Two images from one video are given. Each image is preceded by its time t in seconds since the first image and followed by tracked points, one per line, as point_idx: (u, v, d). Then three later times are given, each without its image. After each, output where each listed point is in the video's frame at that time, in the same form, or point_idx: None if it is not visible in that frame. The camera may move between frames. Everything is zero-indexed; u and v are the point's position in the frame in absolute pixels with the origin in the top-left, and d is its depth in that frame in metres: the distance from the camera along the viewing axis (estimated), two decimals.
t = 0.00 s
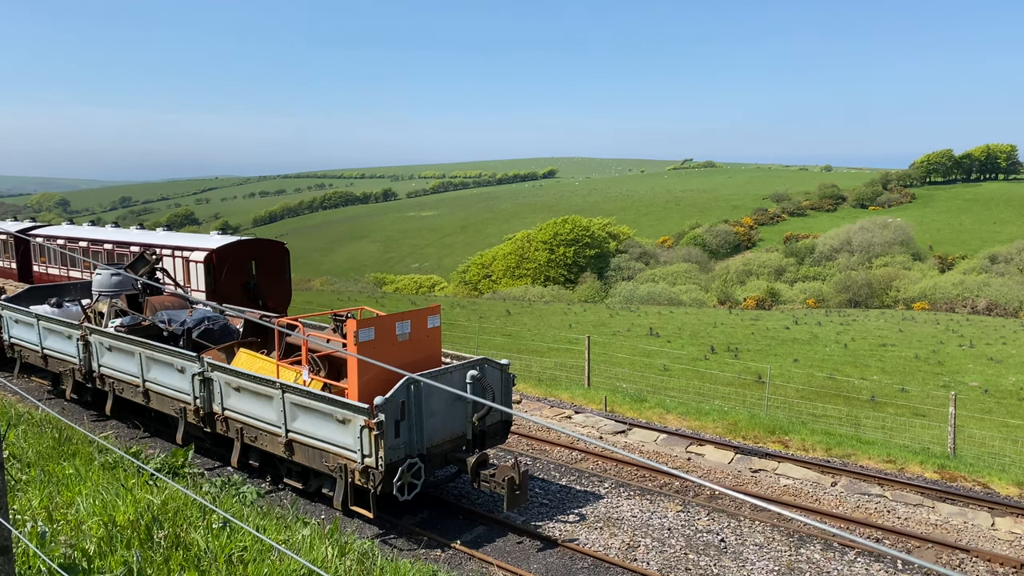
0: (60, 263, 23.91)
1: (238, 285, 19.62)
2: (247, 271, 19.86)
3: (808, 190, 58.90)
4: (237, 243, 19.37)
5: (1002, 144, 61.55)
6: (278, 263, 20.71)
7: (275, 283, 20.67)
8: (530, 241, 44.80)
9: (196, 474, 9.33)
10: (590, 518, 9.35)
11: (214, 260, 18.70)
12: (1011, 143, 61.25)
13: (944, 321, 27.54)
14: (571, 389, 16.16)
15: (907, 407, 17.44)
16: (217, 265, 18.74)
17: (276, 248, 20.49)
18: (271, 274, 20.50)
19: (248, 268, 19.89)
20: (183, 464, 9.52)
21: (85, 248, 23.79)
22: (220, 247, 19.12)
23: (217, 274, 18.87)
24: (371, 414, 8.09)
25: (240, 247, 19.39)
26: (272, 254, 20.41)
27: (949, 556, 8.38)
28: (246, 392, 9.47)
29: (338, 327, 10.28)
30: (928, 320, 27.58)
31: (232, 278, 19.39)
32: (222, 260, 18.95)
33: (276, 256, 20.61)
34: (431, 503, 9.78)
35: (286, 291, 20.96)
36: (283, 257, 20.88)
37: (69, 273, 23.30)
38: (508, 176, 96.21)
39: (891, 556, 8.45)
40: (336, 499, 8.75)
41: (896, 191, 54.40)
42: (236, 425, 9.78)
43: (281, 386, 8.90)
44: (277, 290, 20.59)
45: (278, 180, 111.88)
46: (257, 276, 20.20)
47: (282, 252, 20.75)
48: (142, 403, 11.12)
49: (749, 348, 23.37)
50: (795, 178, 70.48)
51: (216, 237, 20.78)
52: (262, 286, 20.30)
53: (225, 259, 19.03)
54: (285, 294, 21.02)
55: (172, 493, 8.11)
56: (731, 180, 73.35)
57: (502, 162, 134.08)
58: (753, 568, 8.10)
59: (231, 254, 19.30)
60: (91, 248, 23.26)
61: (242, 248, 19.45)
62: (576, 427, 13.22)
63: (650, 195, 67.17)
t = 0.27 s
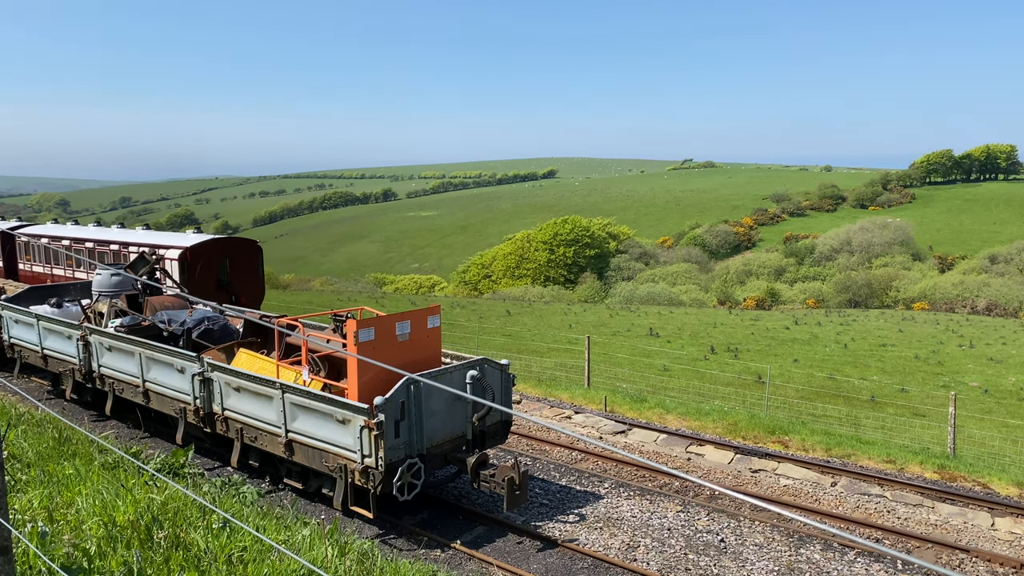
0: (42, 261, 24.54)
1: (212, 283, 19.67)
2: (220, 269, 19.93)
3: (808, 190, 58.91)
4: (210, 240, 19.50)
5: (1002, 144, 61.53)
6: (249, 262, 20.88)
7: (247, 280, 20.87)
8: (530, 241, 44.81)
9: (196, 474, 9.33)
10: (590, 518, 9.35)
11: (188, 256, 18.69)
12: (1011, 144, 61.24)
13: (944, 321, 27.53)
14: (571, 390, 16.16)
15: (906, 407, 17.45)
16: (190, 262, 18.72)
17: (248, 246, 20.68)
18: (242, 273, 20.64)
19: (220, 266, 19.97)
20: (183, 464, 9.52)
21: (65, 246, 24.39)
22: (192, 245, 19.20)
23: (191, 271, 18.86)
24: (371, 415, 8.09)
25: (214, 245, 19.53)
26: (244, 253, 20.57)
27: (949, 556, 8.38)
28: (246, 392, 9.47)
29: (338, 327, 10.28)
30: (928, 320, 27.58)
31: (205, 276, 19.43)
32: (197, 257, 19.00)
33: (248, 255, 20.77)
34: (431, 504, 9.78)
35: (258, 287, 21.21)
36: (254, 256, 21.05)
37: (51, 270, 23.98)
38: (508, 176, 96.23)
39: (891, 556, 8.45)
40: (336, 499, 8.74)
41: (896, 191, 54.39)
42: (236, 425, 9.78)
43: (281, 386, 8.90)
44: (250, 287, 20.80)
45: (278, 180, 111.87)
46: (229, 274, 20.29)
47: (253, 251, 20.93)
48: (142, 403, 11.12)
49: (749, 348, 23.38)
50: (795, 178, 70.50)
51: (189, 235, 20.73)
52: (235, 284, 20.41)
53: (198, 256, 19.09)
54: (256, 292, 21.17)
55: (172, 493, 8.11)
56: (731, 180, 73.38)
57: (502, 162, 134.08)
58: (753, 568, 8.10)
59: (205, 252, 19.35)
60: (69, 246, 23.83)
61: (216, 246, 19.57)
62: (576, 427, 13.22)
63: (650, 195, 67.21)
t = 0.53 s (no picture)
0: (27, 259, 25.19)
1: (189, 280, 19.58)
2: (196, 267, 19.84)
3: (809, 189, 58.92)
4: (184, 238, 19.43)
5: (1002, 144, 61.51)
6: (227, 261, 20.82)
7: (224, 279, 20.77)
8: (530, 241, 44.81)
9: (196, 475, 9.32)
10: (590, 518, 9.35)
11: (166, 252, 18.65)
12: (1011, 144, 61.23)
13: (944, 321, 27.52)
14: (571, 390, 16.16)
15: (906, 407, 17.45)
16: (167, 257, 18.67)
17: (224, 245, 20.65)
18: (219, 271, 20.55)
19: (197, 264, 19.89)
20: (183, 464, 9.51)
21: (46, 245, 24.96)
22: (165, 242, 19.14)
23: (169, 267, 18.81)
24: (371, 415, 8.08)
25: (190, 243, 19.48)
26: (221, 252, 20.51)
27: (949, 557, 8.37)
28: (246, 392, 9.46)
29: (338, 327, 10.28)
30: (928, 320, 27.59)
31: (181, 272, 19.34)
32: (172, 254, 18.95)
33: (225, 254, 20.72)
34: (431, 504, 9.78)
35: (234, 285, 21.00)
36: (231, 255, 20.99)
37: (36, 267, 24.61)
38: (508, 176, 96.23)
39: (891, 557, 8.44)
40: (336, 499, 8.74)
41: (896, 192, 54.39)
42: (236, 425, 9.78)
43: (280, 386, 8.90)
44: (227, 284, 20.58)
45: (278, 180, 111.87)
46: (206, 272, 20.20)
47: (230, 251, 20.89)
48: (142, 404, 11.12)
49: (749, 348, 23.38)
50: (794, 178, 70.50)
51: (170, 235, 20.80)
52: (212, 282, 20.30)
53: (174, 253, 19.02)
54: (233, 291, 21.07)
55: (172, 493, 8.10)
56: (731, 180, 73.38)
57: (502, 162, 134.08)
58: (753, 568, 8.10)
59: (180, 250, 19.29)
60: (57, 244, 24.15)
61: (192, 243, 19.48)
62: (576, 427, 13.22)
63: (650, 195, 67.22)
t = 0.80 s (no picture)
0: (15, 257, 25.81)
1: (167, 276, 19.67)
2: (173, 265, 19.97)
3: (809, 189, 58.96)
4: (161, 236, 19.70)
5: (1002, 143, 61.49)
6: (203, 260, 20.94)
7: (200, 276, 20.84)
8: (529, 241, 44.82)
9: (196, 475, 9.32)
10: (590, 518, 9.35)
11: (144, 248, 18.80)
12: (1011, 144, 61.22)
13: (944, 321, 27.53)
14: (571, 390, 16.17)
15: (906, 407, 17.45)
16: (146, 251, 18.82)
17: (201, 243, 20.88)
18: (195, 268, 20.64)
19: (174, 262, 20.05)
20: (183, 463, 9.52)
21: (33, 241, 25.64)
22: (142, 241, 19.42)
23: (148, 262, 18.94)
24: (371, 415, 8.08)
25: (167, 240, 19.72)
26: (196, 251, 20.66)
27: (948, 556, 8.38)
28: (246, 392, 9.46)
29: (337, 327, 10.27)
30: (928, 320, 27.60)
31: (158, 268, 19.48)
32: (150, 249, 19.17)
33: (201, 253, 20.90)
34: (431, 503, 9.78)
35: (210, 282, 21.23)
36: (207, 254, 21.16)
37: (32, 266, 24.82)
38: (508, 176, 96.24)
39: (891, 556, 8.44)
40: (336, 499, 8.73)
41: (896, 192, 54.41)
42: (236, 425, 9.78)
43: (281, 386, 8.90)
44: (204, 281, 20.76)
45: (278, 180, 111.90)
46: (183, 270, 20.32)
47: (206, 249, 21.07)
48: (142, 403, 11.12)
49: (749, 348, 23.39)
50: (794, 178, 70.51)
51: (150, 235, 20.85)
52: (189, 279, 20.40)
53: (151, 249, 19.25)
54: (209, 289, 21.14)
55: (172, 493, 8.11)
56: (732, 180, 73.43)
57: (502, 162, 134.13)
58: (753, 568, 8.10)
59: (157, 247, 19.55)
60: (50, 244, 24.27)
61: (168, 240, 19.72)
62: (576, 426, 13.22)
63: (650, 195, 67.28)
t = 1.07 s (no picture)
0: (9, 256, 25.99)
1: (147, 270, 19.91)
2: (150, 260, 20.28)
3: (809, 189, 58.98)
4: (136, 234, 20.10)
5: (1002, 144, 61.49)
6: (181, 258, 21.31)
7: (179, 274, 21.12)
8: (529, 241, 44.82)
9: (195, 475, 9.31)
10: (590, 518, 9.36)
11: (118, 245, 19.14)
12: (1010, 144, 61.20)
13: (944, 321, 27.52)
14: (571, 390, 16.16)
15: (906, 407, 17.46)
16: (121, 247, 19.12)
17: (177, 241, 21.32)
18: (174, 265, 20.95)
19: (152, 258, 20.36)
20: (183, 464, 9.51)
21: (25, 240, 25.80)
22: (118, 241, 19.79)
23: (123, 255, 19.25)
24: (371, 415, 8.08)
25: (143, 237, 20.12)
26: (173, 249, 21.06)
27: (948, 557, 8.38)
28: (246, 392, 9.46)
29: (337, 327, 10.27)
30: (928, 320, 27.60)
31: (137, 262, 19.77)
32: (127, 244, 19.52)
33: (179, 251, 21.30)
34: (431, 504, 9.78)
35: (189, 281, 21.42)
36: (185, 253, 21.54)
37: (23, 265, 25.13)
38: (508, 176, 96.24)
39: (891, 557, 8.44)
40: (336, 499, 8.73)
41: (896, 192, 54.41)
42: (236, 425, 9.78)
43: (280, 386, 8.89)
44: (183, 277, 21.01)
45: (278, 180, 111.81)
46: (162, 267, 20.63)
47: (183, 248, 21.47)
48: (142, 403, 11.12)
49: (749, 348, 23.39)
50: (794, 178, 70.51)
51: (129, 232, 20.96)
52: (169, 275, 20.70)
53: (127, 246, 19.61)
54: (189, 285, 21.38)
55: (172, 493, 8.12)
56: (732, 180, 73.41)
57: (502, 162, 134.07)
58: (752, 568, 8.10)
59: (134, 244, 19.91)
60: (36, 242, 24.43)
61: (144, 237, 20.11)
62: (576, 427, 13.22)
63: (650, 195, 67.28)
